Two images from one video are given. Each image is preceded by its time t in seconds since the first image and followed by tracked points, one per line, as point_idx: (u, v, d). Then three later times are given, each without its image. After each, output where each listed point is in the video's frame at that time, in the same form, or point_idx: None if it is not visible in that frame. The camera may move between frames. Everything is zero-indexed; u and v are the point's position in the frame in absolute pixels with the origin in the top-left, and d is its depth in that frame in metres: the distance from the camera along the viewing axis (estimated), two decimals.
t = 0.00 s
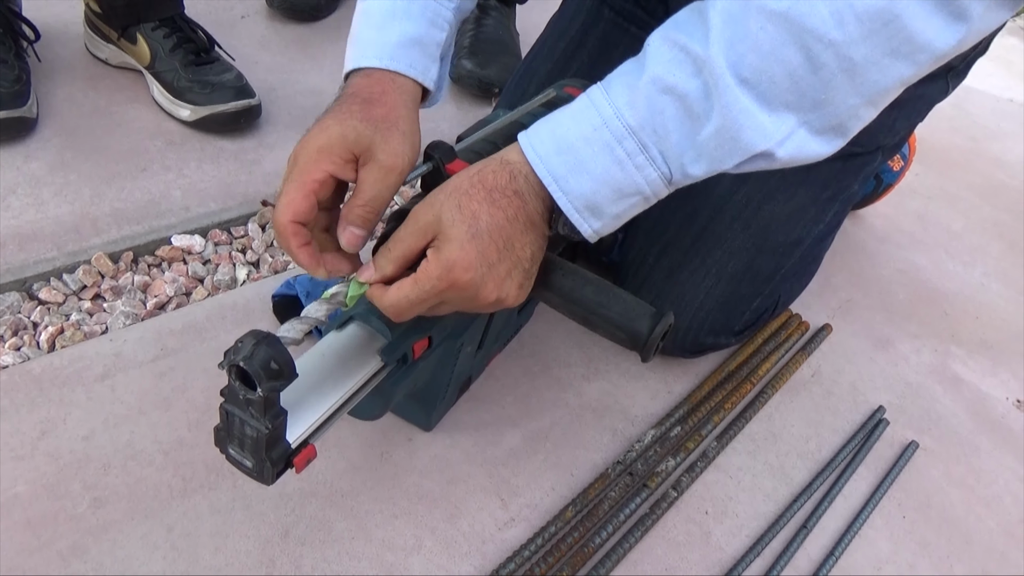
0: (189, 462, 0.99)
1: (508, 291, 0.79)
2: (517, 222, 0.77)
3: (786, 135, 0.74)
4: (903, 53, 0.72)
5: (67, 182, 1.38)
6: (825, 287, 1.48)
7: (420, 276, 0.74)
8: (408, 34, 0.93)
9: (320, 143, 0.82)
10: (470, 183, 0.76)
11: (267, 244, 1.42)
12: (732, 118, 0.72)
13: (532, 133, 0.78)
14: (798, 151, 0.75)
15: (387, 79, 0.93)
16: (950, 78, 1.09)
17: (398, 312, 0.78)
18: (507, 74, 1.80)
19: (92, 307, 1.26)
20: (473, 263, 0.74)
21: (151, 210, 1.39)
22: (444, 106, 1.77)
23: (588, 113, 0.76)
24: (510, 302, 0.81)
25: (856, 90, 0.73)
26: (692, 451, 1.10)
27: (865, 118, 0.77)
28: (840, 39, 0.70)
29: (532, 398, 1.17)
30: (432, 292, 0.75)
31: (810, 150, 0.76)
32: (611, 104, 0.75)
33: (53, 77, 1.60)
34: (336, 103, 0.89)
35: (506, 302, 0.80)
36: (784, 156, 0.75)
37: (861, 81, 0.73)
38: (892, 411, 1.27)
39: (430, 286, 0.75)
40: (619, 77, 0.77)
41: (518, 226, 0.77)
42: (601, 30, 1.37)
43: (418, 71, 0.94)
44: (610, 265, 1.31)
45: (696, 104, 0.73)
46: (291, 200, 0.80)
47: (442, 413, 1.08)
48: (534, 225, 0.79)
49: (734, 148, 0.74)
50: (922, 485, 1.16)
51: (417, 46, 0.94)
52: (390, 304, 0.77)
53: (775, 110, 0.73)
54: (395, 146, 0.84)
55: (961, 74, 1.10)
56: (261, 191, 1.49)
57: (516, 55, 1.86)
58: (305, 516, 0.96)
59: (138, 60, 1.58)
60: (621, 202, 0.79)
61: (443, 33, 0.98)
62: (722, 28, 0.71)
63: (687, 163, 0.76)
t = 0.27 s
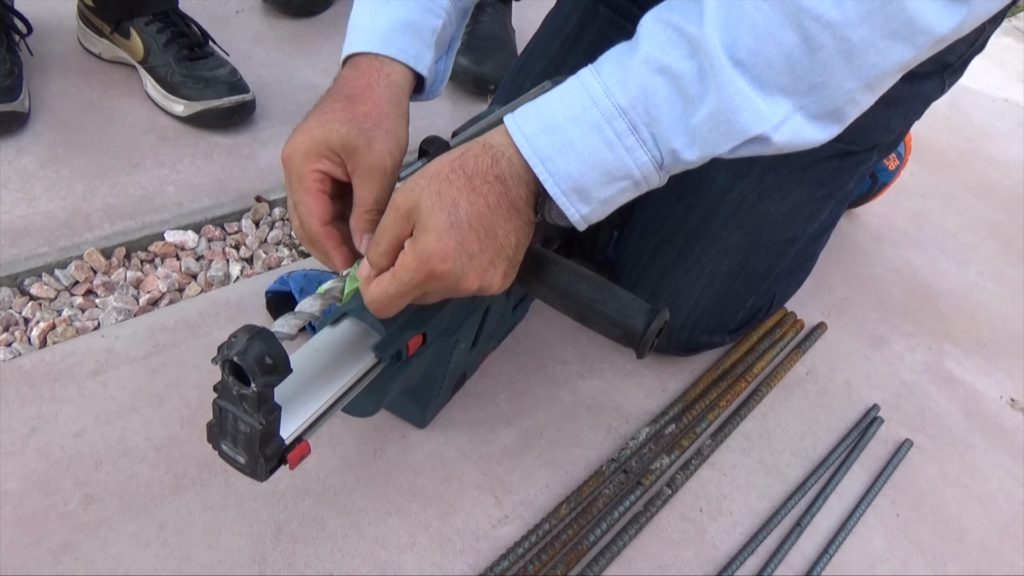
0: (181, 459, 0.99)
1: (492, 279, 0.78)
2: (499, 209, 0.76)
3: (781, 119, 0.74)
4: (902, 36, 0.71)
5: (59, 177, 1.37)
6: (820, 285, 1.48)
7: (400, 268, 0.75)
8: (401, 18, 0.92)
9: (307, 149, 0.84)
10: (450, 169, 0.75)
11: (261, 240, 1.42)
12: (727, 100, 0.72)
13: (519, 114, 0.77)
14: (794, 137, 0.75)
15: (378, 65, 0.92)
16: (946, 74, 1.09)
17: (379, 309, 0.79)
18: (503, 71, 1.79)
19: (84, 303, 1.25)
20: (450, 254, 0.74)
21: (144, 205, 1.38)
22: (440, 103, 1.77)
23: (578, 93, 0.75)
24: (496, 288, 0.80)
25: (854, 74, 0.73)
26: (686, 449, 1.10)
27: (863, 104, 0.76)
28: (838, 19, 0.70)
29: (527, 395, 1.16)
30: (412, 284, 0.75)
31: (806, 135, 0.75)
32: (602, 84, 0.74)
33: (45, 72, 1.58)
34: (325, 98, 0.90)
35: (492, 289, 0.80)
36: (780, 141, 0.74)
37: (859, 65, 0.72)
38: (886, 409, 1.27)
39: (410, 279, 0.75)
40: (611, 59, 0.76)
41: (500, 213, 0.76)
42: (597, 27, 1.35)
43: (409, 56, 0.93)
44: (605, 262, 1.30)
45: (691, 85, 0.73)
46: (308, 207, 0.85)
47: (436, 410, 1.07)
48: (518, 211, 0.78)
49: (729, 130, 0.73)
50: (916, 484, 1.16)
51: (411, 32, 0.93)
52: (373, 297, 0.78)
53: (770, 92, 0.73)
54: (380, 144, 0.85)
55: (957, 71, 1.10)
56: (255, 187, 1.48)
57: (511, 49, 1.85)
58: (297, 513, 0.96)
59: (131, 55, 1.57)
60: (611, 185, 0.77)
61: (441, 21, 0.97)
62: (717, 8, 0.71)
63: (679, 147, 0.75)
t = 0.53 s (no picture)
0: (174, 455, 0.98)
1: (486, 272, 0.77)
2: (492, 202, 0.75)
3: (774, 107, 0.74)
4: (893, 22, 0.72)
5: (52, 172, 1.36)
6: (815, 282, 1.48)
7: (394, 264, 0.74)
8: (405, 12, 0.91)
9: (321, 154, 0.80)
10: (443, 163, 0.75)
11: (255, 236, 1.41)
12: (721, 88, 0.72)
13: (512, 106, 0.76)
14: (786, 125, 0.75)
15: (382, 59, 0.90)
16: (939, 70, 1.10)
17: (382, 307, 0.79)
18: (498, 67, 1.79)
19: (76, 299, 1.24)
20: (443, 248, 0.73)
21: (137, 201, 1.37)
22: (435, 99, 1.76)
23: (572, 84, 0.74)
24: (490, 282, 0.80)
25: (845, 61, 0.73)
26: (680, 446, 1.10)
27: (854, 92, 0.77)
28: (829, 5, 0.70)
29: (521, 392, 1.16)
30: (406, 279, 0.75)
31: (798, 123, 0.76)
32: (596, 74, 0.73)
33: (38, 66, 1.57)
34: (321, 93, 0.85)
35: (486, 283, 0.79)
36: (772, 129, 0.74)
37: (851, 52, 0.73)
38: (880, 406, 1.27)
39: (404, 274, 0.74)
40: (603, 49, 0.75)
41: (493, 206, 0.76)
42: (591, 22, 1.36)
43: (413, 50, 0.92)
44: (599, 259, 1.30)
45: (684, 73, 0.73)
46: (313, 212, 0.82)
47: (430, 407, 1.07)
48: (512, 204, 0.77)
49: (723, 119, 0.73)
50: (909, 481, 1.17)
51: (412, 26, 0.92)
52: (371, 296, 0.78)
53: (762, 80, 0.73)
54: (388, 153, 0.85)
55: (949, 67, 1.11)
56: (249, 183, 1.47)
57: (507, 46, 1.85)
58: (291, 510, 0.95)
59: (124, 50, 1.57)
60: (605, 178, 0.76)
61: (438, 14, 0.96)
62: None
63: (673, 137, 0.74)
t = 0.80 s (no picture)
0: (171, 457, 0.98)
1: (489, 287, 0.78)
2: (499, 220, 0.75)
3: (780, 121, 0.73)
4: (898, 35, 0.73)
5: (48, 173, 1.36)
6: (812, 282, 1.49)
7: (398, 279, 0.74)
8: (352, 17, 0.91)
9: (283, 167, 0.81)
10: (453, 179, 0.74)
11: (252, 237, 1.41)
12: (728, 103, 0.71)
13: (518, 119, 0.76)
14: (792, 138, 0.75)
15: (330, 68, 0.90)
16: (938, 71, 1.10)
17: (386, 317, 0.79)
18: (495, 68, 1.79)
19: (73, 300, 1.24)
20: (448, 266, 0.73)
21: (134, 202, 1.37)
22: (432, 99, 1.76)
23: (580, 99, 0.74)
24: (491, 294, 0.80)
25: (852, 74, 0.74)
26: (678, 446, 1.10)
27: (860, 103, 0.77)
28: (836, 20, 0.70)
29: (519, 393, 1.16)
30: (410, 294, 0.75)
31: (804, 136, 0.76)
32: (604, 90, 0.73)
33: (34, 67, 1.57)
34: (275, 113, 0.86)
35: (487, 295, 0.80)
36: (779, 142, 0.74)
37: (857, 65, 0.73)
38: (877, 406, 1.27)
39: (409, 289, 0.75)
40: (609, 63, 0.75)
41: (500, 225, 0.75)
42: (587, 22, 1.36)
43: (360, 56, 0.92)
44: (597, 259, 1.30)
45: (690, 88, 0.72)
46: (294, 227, 0.82)
47: (427, 408, 1.07)
48: (518, 221, 0.77)
49: (729, 134, 0.73)
50: (907, 480, 1.17)
51: (361, 31, 0.92)
52: (374, 307, 0.78)
53: (769, 94, 0.73)
54: (354, 151, 0.85)
55: (946, 67, 1.11)
56: (246, 184, 1.47)
57: (505, 48, 1.85)
58: (289, 511, 0.95)
59: (121, 50, 1.56)
60: (612, 192, 0.77)
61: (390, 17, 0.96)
62: (715, 9, 0.71)
63: (680, 151, 0.75)
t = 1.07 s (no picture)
0: (170, 458, 0.98)
1: (479, 300, 0.78)
2: (488, 234, 0.75)
3: (777, 136, 0.73)
4: (898, 53, 0.72)
5: (45, 174, 1.36)
6: (811, 282, 1.49)
7: (386, 293, 0.75)
8: (370, 19, 0.89)
9: (304, 164, 0.80)
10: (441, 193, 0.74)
11: (250, 238, 1.41)
12: (724, 117, 0.71)
13: (512, 130, 0.75)
14: (788, 152, 0.74)
15: (344, 70, 0.89)
16: (938, 72, 1.10)
17: (376, 325, 0.80)
18: (493, 68, 1.79)
19: (71, 301, 1.24)
20: (435, 280, 0.74)
21: (131, 203, 1.37)
22: (430, 100, 1.76)
23: (575, 111, 0.73)
24: (486, 306, 0.80)
25: (851, 91, 0.73)
26: (678, 446, 1.10)
27: (856, 120, 0.77)
28: (837, 36, 0.70)
29: (518, 393, 1.16)
30: (398, 307, 0.76)
31: (799, 150, 0.75)
32: (599, 101, 0.73)
33: (31, 67, 1.57)
34: (292, 105, 0.85)
35: (482, 307, 0.80)
36: (774, 157, 0.74)
37: (857, 82, 0.73)
38: (876, 406, 1.27)
39: (396, 302, 0.75)
40: (605, 73, 0.75)
41: (489, 238, 0.75)
42: (586, 23, 1.36)
43: (377, 60, 0.91)
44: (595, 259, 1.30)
45: (687, 101, 0.72)
46: (306, 224, 0.82)
47: (426, 409, 1.07)
48: (510, 233, 0.76)
49: (726, 148, 0.72)
50: (906, 480, 1.17)
51: (377, 33, 0.90)
52: (365, 318, 0.79)
53: (766, 109, 0.72)
54: (368, 152, 0.86)
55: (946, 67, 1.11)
56: (244, 185, 1.47)
57: (502, 48, 1.85)
58: (287, 513, 0.95)
59: (118, 51, 1.56)
60: (606, 205, 0.76)
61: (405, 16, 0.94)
62: (716, 21, 0.70)
63: (675, 164, 0.74)
